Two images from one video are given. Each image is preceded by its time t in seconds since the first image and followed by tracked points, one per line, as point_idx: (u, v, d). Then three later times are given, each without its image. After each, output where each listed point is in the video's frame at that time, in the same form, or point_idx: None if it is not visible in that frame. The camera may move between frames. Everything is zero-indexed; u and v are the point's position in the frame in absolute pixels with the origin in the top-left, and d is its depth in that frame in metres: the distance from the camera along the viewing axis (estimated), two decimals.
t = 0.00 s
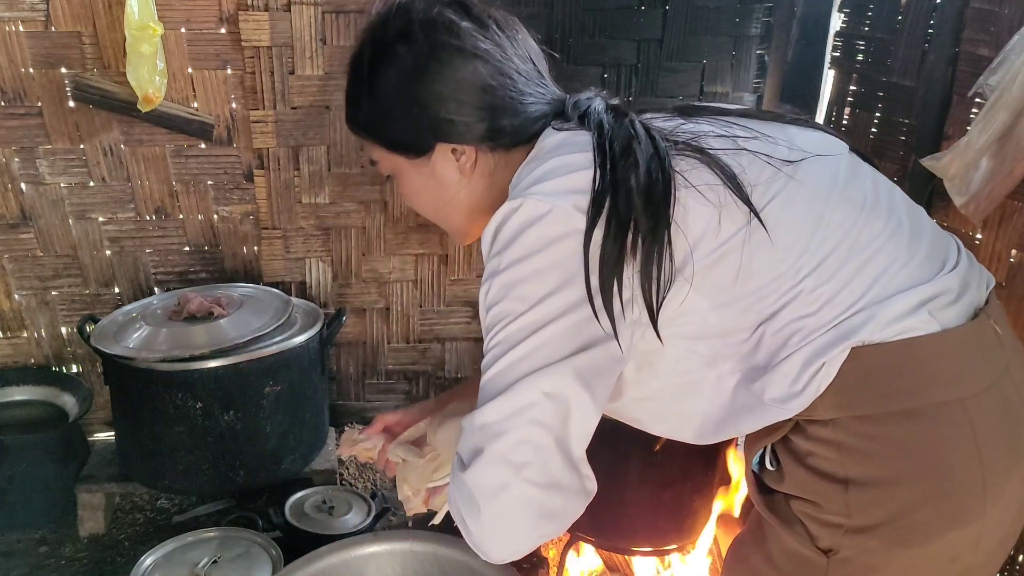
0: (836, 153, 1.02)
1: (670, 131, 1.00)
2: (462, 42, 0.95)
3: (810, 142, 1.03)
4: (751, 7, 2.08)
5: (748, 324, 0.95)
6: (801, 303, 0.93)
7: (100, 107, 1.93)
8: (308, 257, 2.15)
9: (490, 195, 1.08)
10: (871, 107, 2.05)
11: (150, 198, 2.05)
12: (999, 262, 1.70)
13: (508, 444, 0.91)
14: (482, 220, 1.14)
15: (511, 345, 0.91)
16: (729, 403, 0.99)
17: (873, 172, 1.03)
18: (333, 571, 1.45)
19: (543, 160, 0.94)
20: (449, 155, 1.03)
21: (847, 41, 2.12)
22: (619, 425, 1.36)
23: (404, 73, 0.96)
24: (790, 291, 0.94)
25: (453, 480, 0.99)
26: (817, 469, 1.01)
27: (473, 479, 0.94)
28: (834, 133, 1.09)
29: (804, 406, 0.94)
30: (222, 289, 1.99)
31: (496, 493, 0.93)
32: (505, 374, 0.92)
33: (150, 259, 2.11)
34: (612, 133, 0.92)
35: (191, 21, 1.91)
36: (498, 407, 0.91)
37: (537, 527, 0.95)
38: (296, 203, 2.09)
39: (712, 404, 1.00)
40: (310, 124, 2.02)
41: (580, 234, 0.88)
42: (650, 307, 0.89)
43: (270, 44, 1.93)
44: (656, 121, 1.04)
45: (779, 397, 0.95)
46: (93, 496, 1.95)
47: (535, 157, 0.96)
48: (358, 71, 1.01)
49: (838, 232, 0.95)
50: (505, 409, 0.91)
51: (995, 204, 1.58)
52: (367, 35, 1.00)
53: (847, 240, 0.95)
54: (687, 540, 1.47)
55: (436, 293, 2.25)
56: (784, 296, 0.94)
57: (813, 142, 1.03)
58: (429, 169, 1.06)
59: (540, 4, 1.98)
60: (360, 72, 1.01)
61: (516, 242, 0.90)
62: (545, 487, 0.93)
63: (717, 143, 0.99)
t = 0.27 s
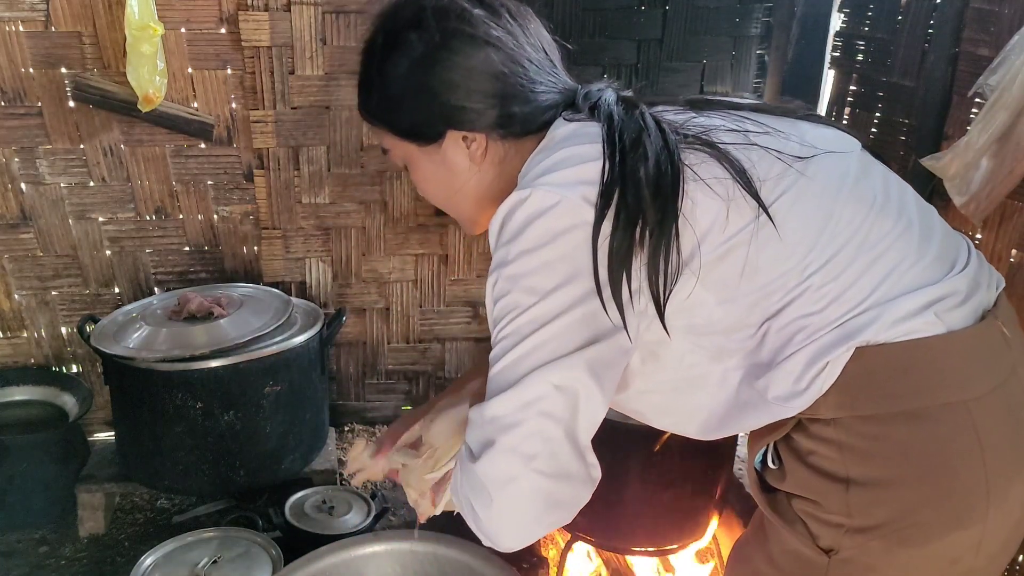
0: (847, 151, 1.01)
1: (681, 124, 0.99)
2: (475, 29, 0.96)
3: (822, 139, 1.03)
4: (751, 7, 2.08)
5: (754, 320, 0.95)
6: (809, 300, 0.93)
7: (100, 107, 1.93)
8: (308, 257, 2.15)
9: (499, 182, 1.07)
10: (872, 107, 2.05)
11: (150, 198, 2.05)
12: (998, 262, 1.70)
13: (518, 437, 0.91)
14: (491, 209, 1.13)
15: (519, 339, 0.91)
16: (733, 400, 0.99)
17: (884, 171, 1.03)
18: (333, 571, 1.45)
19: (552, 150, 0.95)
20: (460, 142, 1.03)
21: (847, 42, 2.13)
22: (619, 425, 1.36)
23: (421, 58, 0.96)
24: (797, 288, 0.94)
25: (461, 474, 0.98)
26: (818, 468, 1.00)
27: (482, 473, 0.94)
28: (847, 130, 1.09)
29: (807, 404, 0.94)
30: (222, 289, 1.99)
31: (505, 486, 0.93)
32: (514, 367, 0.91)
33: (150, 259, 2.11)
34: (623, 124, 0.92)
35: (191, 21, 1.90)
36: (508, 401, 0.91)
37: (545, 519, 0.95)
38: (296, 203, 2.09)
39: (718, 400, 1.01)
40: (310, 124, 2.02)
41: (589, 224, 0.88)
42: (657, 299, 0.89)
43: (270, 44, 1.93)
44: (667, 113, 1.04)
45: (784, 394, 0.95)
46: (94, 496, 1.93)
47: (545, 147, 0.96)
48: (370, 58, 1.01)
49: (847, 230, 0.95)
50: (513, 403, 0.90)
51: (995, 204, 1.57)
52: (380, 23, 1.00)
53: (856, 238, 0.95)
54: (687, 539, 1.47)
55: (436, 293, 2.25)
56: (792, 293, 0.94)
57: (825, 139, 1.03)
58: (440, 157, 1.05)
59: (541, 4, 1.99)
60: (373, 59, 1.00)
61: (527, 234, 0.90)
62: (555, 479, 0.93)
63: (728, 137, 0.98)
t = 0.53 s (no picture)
0: (859, 149, 1.00)
1: (691, 118, 0.98)
2: (491, 15, 0.96)
3: (834, 136, 1.01)
4: (751, 7, 2.09)
5: (756, 318, 0.95)
6: (812, 298, 0.93)
7: (100, 107, 1.93)
8: (308, 257, 2.15)
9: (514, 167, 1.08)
10: (872, 107, 2.05)
11: (150, 198, 2.05)
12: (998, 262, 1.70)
13: (504, 427, 0.92)
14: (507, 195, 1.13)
15: (514, 329, 0.92)
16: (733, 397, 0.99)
17: (896, 170, 1.01)
18: (333, 571, 1.45)
19: (560, 143, 0.94)
20: (474, 128, 1.03)
21: (846, 42, 2.13)
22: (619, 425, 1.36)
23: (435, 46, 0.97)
24: (802, 287, 0.93)
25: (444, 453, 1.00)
26: (815, 468, 1.01)
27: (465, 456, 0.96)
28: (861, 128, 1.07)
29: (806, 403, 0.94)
30: (222, 289, 1.99)
31: (486, 471, 0.94)
32: (506, 357, 0.92)
33: (150, 260, 2.11)
34: (631, 117, 0.91)
35: (191, 21, 1.90)
36: (498, 390, 0.92)
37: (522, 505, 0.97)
38: (296, 203, 2.09)
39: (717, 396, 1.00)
40: (310, 124, 2.02)
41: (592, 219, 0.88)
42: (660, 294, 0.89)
43: (270, 44, 1.93)
44: (677, 105, 1.02)
45: (781, 392, 0.94)
46: (93, 496, 1.94)
47: (554, 139, 0.96)
48: (388, 45, 1.02)
49: (854, 229, 0.94)
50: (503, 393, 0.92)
51: (995, 205, 1.57)
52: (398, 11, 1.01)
53: (863, 237, 0.94)
54: (687, 539, 1.47)
55: (436, 292, 2.25)
56: (794, 291, 0.93)
57: (838, 137, 1.01)
58: (455, 143, 1.06)
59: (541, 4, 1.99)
60: (390, 46, 1.02)
61: (526, 224, 0.91)
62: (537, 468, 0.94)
63: (737, 133, 0.97)
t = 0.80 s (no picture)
0: (862, 149, 0.96)
1: (685, 117, 0.96)
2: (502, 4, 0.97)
3: (836, 135, 0.97)
4: (752, 7, 2.08)
5: (737, 319, 0.95)
6: (794, 300, 0.91)
7: (100, 107, 1.93)
8: (307, 257, 2.15)
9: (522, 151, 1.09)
10: (872, 107, 2.05)
11: (150, 198, 2.05)
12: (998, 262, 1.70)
13: (491, 425, 0.95)
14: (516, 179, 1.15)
15: (502, 327, 0.94)
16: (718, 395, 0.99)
17: (899, 171, 0.97)
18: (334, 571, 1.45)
19: (557, 139, 0.95)
20: (483, 112, 1.05)
21: (846, 42, 2.13)
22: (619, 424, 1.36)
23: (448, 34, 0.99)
24: (784, 288, 0.91)
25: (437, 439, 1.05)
26: (796, 467, 1.01)
27: (455, 446, 1.00)
28: (871, 124, 1.03)
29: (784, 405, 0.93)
30: (222, 289, 1.99)
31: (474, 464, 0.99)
32: (494, 355, 0.95)
33: (150, 260, 2.11)
34: (624, 114, 0.91)
35: (191, 21, 1.90)
36: (485, 389, 0.95)
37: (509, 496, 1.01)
38: (296, 203, 2.09)
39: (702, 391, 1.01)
40: (310, 124, 2.02)
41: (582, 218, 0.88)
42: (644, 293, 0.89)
43: (270, 44, 1.93)
44: (676, 101, 1.00)
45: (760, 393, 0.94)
46: (94, 496, 1.93)
47: (554, 133, 0.96)
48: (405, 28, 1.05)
49: (844, 231, 0.91)
50: (489, 392, 0.94)
51: (995, 204, 1.57)
52: None
53: (853, 239, 0.91)
54: (687, 539, 1.47)
55: (436, 293, 2.25)
56: (777, 292, 0.92)
57: (839, 135, 0.98)
58: (465, 126, 1.08)
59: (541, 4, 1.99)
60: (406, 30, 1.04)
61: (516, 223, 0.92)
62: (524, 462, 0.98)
63: (731, 131, 0.95)
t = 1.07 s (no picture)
0: (875, 153, 0.95)
1: (696, 116, 0.96)
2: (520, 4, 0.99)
3: (850, 138, 0.96)
4: (752, 7, 2.09)
5: (741, 320, 0.95)
6: (797, 302, 0.91)
7: (100, 107, 1.93)
8: (307, 257, 2.15)
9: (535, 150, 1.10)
10: (872, 107, 2.05)
11: (150, 198, 2.05)
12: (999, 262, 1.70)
13: (487, 415, 0.96)
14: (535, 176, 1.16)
15: (502, 318, 0.95)
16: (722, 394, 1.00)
17: (912, 175, 0.95)
18: (333, 571, 1.45)
19: (568, 134, 0.95)
20: (499, 112, 1.06)
21: (846, 41, 2.13)
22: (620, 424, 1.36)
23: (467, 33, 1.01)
24: (787, 290, 0.91)
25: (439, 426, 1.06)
26: (795, 472, 1.02)
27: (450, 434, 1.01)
28: (890, 127, 1.01)
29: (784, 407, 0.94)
30: (222, 289, 1.99)
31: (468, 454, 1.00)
32: (494, 347, 0.96)
33: (150, 259, 2.11)
34: (634, 110, 0.90)
35: (191, 21, 1.90)
36: (482, 379, 0.96)
37: (503, 491, 1.02)
38: (296, 203, 2.09)
39: (705, 388, 1.02)
40: (310, 124, 2.02)
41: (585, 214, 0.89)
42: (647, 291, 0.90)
43: (270, 44, 1.93)
44: (691, 100, 0.99)
45: (762, 393, 0.94)
46: (94, 496, 1.94)
47: (564, 130, 0.97)
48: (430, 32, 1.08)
49: (850, 235, 0.90)
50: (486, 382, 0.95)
51: (995, 204, 1.57)
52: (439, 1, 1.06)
53: (859, 243, 0.90)
54: (686, 540, 1.47)
55: (436, 292, 2.25)
56: (780, 294, 0.92)
57: (853, 138, 0.97)
58: (481, 124, 1.10)
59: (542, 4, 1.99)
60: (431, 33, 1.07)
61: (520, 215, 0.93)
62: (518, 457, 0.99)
63: (742, 132, 0.94)
